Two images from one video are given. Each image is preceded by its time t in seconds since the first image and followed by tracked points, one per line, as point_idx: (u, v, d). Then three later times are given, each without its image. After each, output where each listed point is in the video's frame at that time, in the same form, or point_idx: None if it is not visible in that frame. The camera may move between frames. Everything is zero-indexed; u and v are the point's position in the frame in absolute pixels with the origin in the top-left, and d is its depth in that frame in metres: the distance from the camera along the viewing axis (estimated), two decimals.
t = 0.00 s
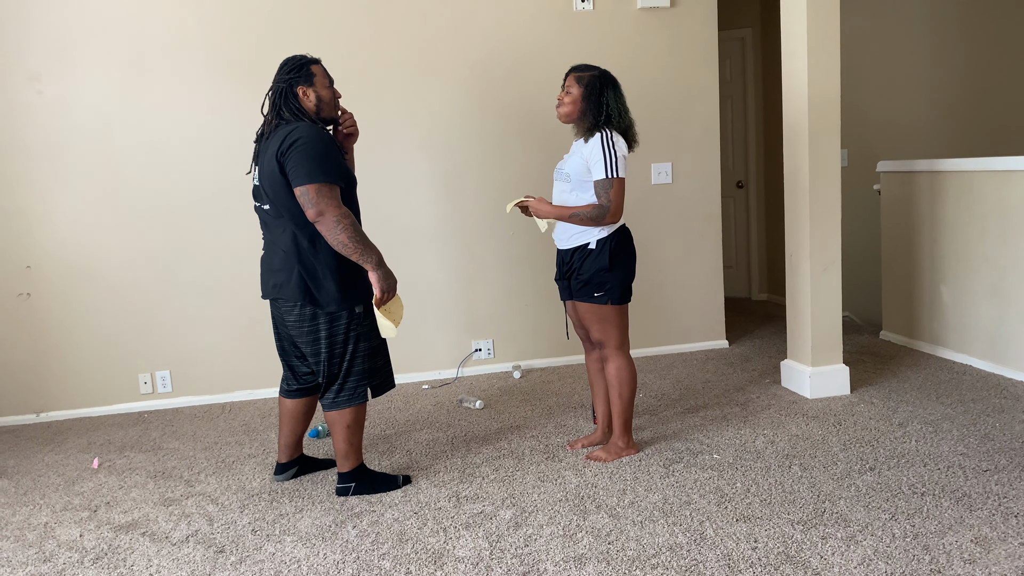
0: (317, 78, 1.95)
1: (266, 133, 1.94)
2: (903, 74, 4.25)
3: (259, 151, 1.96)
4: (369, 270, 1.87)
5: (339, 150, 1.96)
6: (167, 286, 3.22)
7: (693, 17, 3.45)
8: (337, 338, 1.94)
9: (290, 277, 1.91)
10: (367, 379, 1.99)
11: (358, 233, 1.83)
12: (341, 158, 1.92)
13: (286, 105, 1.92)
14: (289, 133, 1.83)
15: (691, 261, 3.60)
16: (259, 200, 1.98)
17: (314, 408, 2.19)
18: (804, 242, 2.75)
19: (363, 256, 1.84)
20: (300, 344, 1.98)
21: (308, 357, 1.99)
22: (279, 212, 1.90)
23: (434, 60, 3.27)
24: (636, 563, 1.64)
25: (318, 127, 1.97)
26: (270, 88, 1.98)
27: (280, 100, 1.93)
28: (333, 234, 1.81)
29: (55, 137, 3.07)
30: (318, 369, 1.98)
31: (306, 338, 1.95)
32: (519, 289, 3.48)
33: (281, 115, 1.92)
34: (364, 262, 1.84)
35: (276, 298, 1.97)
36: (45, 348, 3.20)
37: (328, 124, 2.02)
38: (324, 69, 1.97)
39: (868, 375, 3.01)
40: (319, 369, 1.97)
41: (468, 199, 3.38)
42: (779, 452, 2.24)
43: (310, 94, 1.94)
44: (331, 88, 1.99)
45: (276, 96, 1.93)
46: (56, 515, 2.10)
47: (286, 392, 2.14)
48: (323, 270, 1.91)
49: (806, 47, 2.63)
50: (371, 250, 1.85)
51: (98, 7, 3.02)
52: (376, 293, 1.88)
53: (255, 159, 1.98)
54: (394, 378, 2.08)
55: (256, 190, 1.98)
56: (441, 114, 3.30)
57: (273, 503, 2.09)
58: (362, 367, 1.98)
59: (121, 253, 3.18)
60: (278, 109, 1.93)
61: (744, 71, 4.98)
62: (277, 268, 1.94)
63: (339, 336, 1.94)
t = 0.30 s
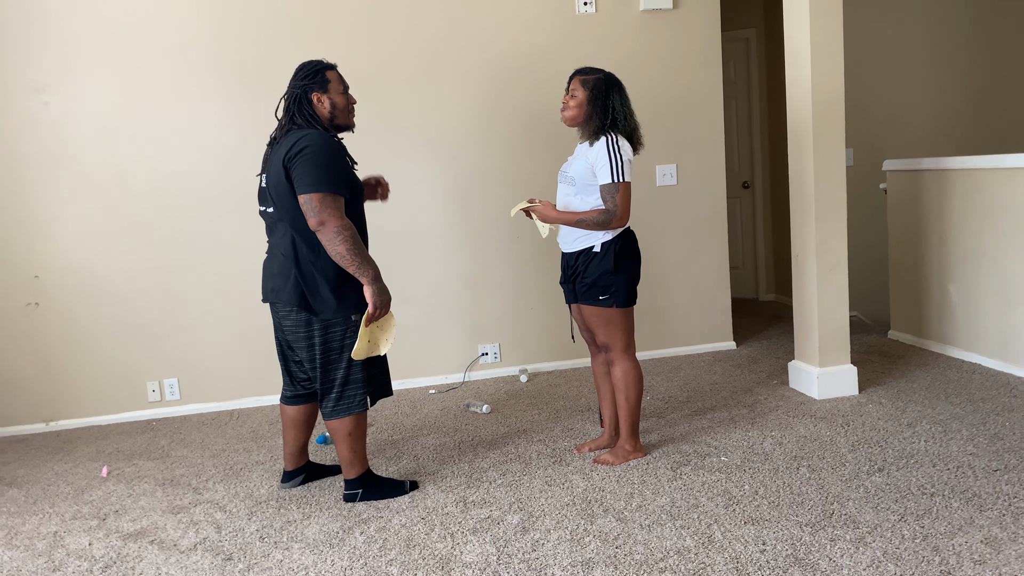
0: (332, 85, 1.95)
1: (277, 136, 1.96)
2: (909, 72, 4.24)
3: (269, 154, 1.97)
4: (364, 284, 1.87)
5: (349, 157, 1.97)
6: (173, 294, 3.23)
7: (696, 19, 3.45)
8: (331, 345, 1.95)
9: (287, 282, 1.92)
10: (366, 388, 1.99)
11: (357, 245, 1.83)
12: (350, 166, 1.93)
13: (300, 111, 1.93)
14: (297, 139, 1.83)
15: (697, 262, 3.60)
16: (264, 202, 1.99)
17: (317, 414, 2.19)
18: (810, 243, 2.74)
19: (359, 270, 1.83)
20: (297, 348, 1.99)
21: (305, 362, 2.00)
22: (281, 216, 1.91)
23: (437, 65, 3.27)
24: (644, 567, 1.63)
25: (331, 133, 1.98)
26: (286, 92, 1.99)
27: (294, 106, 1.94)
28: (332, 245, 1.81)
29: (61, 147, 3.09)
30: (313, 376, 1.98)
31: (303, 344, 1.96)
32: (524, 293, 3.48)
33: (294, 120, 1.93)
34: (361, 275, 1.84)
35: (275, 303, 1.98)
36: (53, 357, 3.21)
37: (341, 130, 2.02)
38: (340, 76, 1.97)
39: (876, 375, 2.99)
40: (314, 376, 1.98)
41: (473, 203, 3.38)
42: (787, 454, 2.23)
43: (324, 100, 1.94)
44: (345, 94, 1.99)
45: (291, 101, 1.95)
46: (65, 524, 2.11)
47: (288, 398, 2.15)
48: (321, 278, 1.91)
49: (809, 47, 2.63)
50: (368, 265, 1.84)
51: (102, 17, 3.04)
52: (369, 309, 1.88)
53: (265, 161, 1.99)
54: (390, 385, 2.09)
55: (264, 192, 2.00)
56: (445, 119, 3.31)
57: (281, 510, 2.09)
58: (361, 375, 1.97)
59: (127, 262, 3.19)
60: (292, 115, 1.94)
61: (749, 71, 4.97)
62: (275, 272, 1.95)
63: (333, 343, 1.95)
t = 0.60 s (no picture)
0: (352, 91, 1.95)
1: (298, 141, 1.97)
2: (921, 73, 4.21)
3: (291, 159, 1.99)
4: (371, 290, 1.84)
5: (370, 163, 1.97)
6: (186, 301, 3.25)
7: (706, 22, 3.44)
8: (339, 352, 1.94)
9: (298, 285, 1.93)
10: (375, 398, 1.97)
11: (367, 250, 1.82)
12: (369, 172, 1.92)
13: (322, 117, 1.94)
14: (317, 142, 1.85)
15: (709, 266, 3.58)
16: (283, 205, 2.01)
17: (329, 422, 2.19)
18: (822, 246, 2.73)
19: (367, 275, 1.81)
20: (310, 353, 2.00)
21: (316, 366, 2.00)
22: (298, 218, 1.93)
23: (448, 71, 3.28)
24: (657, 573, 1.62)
25: (353, 139, 1.98)
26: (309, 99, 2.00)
27: (316, 113, 1.95)
28: (342, 248, 1.81)
29: (75, 156, 3.11)
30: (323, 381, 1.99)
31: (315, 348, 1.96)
32: (536, 297, 3.48)
33: (316, 126, 1.94)
34: (369, 281, 1.82)
35: (287, 305, 1.99)
36: (68, 364, 3.24)
37: (365, 135, 2.03)
38: (361, 81, 1.97)
39: (891, 378, 2.97)
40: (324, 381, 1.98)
41: (484, 208, 3.38)
42: (801, 458, 2.22)
43: (346, 106, 1.94)
44: (367, 99, 1.99)
45: (313, 108, 1.95)
46: (80, 530, 2.12)
47: (301, 406, 2.15)
48: (331, 284, 1.91)
49: (820, 50, 2.62)
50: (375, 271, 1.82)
51: (115, 27, 3.07)
52: (373, 316, 1.83)
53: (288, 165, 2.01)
54: (400, 398, 2.06)
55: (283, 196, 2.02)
56: (456, 124, 3.31)
57: (294, 516, 2.09)
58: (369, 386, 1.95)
59: (141, 269, 3.21)
60: (314, 120, 1.95)
61: (760, 74, 4.95)
62: (289, 275, 1.97)
63: (341, 351, 1.94)
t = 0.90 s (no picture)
0: (376, 93, 1.96)
1: (325, 145, 1.97)
2: (941, 75, 4.19)
3: (317, 163, 1.99)
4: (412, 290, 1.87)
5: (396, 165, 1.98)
6: (205, 304, 3.28)
7: (723, 25, 3.43)
8: (367, 355, 1.94)
9: (326, 288, 1.94)
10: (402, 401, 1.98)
11: (404, 251, 1.85)
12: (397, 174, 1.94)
13: (347, 120, 1.95)
14: (347, 146, 1.86)
15: (726, 269, 3.57)
16: (310, 210, 2.02)
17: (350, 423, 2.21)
18: (841, 249, 2.72)
19: (407, 275, 1.84)
20: (336, 357, 2.00)
21: (343, 370, 2.01)
22: (327, 223, 1.94)
23: (464, 75, 3.29)
24: None
25: (379, 141, 1.99)
26: (332, 102, 2.00)
27: (341, 115, 1.95)
28: (380, 251, 1.83)
29: (96, 160, 3.15)
30: (350, 385, 1.99)
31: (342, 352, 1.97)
32: (552, 300, 3.48)
33: (342, 130, 1.95)
34: (409, 281, 1.85)
35: (314, 309, 2.01)
36: (89, 366, 3.27)
37: (389, 137, 2.03)
38: (384, 83, 1.98)
39: (910, 382, 2.95)
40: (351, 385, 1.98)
41: (500, 211, 3.39)
42: (820, 463, 2.21)
43: (371, 108, 1.95)
44: (390, 100, 2.00)
45: (337, 112, 1.96)
46: (101, 530, 2.14)
47: (324, 407, 2.17)
48: (361, 286, 1.92)
49: (838, 52, 2.61)
50: (418, 271, 1.86)
51: (137, 33, 3.10)
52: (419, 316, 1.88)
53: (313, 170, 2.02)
54: (425, 398, 2.08)
55: (310, 201, 2.02)
56: (473, 128, 3.32)
57: (312, 517, 2.10)
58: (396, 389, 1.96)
59: (160, 272, 3.24)
60: (339, 124, 1.95)
61: (777, 77, 4.94)
62: (317, 279, 1.98)
63: (368, 354, 1.94)
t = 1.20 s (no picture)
0: (396, 89, 1.97)
1: (348, 144, 1.98)
2: (962, 77, 4.15)
3: (341, 164, 2.00)
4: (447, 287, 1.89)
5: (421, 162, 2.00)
6: (223, 303, 3.30)
7: (743, 26, 3.42)
8: (394, 355, 1.95)
9: (354, 288, 1.95)
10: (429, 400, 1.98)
11: (438, 250, 1.85)
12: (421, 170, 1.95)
13: (370, 119, 1.95)
14: (373, 147, 1.86)
15: (744, 272, 3.56)
16: (336, 211, 2.03)
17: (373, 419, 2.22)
18: (860, 252, 2.70)
19: (442, 274, 1.86)
20: (364, 356, 2.01)
21: (370, 369, 2.02)
22: (355, 223, 1.95)
23: (483, 76, 3.30)
24: None
25: (401, 137, 2.00)
26: (351, 100, 2.00)
27: (363, 114, 1.96)
28: (413, 251, 1.84)
29: (117, 159, 3.18)
30: (375, 384, 2.00)
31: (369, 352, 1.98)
32: (569, 301, 3.48)
33: (365, 129, 1.95)
34: (444, 279, 1.87)
35: (342, 308, 2.03)
36: (108, 364, 3.30)
37: (409, 133, 2.05)
38: (402, 78, 1.99)
39: (930, 387, 2.93)
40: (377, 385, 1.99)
41: (517, 212, 3.39)
42: (838, 467, 2.19)
43: (392, 105, 1.96)
44: (410, 96, 2.01)
45: (358, 110, 1.96)
46: (121, 526, 2.16)
47: (348, 402, 2.18)
48: (388, 286, 1.93)
49: (859, 54, 2.59)
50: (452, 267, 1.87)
51: (158, 33, 3.13)
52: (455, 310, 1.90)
53: (337, 170, 2.02)
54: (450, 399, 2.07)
55: (334, 201, 2.03)
56: (491, 129, 3.33)
57: (329, 515, 2.11)
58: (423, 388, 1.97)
59: (180, 271, 3.27)
60: (362, 123, 1.96)
61: (796, 78, 4.92)
62: (345, 279, 1.99)
63: (395, 354, 1.95)
